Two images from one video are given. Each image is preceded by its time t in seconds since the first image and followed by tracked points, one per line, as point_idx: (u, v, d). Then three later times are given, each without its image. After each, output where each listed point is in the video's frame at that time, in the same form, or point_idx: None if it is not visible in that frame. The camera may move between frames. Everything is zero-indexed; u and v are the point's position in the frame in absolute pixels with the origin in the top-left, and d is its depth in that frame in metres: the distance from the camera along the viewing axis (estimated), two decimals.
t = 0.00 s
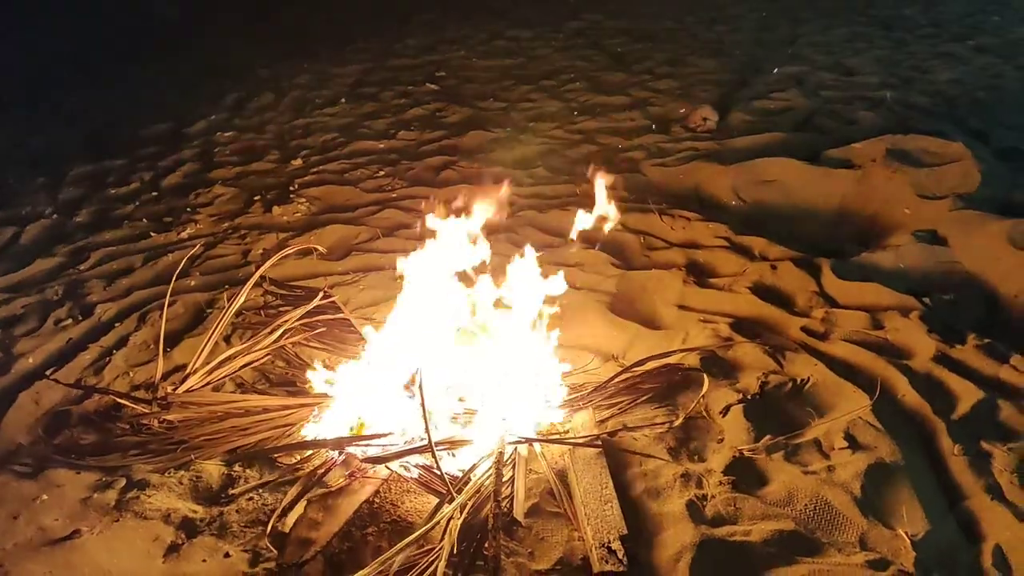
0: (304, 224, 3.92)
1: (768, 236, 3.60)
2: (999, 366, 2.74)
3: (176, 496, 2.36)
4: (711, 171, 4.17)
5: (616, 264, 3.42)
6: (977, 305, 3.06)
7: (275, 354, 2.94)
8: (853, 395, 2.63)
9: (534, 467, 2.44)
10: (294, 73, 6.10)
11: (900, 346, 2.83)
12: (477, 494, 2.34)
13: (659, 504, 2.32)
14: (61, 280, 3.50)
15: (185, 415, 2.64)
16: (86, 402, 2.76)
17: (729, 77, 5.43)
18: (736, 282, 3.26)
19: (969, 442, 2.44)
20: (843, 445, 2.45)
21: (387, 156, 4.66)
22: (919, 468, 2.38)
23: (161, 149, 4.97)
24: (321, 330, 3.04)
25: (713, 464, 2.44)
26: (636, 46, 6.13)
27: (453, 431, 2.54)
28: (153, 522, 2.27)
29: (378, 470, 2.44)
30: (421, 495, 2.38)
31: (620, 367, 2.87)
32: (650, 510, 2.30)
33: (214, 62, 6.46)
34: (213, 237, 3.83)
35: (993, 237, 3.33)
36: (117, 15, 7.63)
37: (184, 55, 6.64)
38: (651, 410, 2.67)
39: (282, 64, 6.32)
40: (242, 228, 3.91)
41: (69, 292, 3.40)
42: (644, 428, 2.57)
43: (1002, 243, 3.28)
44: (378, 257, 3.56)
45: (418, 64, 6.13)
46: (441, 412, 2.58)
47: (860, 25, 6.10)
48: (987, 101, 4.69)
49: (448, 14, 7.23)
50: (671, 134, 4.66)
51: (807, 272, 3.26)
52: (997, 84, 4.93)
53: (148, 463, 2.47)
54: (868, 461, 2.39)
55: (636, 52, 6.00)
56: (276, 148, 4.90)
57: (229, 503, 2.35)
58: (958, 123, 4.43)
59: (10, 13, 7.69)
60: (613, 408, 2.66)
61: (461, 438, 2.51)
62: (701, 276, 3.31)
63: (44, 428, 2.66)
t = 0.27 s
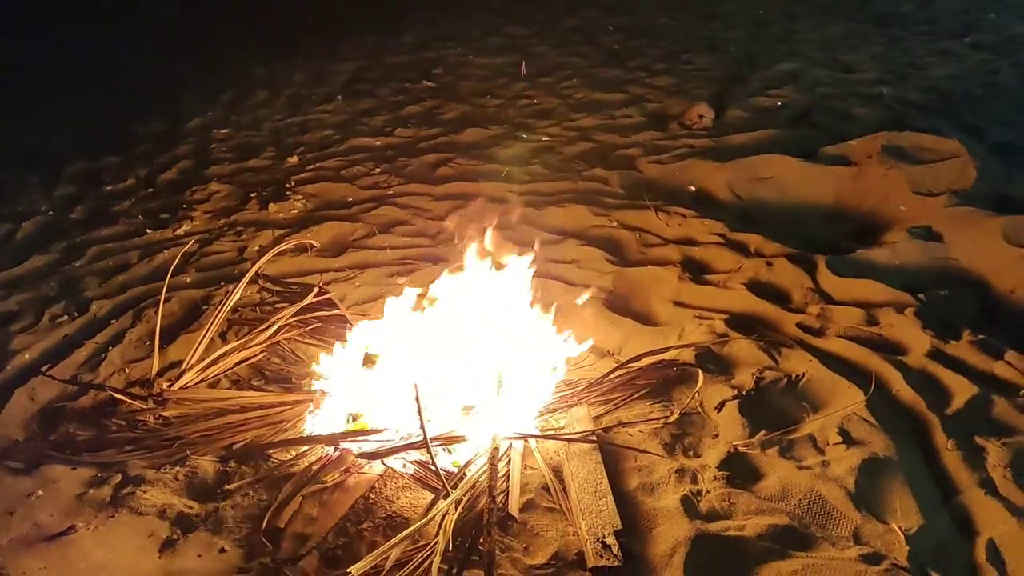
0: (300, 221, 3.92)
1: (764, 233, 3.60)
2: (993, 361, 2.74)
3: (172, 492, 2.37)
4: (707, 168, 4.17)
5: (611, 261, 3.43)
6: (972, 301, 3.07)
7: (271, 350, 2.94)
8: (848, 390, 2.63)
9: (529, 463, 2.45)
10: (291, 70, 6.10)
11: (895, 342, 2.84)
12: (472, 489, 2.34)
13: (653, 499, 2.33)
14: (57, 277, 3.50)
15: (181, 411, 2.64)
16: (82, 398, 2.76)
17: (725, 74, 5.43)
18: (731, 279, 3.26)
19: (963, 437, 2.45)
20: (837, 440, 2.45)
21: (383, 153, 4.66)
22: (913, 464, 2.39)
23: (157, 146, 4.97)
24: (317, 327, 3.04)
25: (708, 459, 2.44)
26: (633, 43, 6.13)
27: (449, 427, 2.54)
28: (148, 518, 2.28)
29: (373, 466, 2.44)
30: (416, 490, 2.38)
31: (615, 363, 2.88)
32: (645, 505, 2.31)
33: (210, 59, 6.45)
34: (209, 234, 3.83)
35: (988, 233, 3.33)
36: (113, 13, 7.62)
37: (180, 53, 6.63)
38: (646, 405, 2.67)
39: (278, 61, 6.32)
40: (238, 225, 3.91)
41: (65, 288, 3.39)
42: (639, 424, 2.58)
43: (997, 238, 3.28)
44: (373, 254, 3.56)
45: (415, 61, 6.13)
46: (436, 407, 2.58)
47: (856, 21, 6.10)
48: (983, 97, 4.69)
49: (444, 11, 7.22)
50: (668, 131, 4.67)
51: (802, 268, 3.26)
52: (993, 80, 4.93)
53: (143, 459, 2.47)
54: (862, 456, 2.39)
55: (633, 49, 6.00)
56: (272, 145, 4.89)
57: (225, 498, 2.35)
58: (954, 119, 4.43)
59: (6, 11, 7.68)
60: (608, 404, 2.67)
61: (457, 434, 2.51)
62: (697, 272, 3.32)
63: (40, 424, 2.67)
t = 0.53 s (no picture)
0: (297, 220, 3.92)
1: (761, 231, 3.61)
2: (989, 358, 2.75)
3: (169, 490, 2.37)
4: (704, 167, 4.18)
5: (608, 259, 3.43)
6: (968, 298, 3.08)
7: (268, 348, 2.94)
8: (844, 387, 2.64)
9: (525, 461, 2.45)
10: (288, 69, 6.09)
11: (891, 339, 2.85)
12: (469, 487, 2.34)
13: (650, 495, 2.33)
14: (54, 275, 3.50)
15: (179, 409, 2.64)
16: (80, 396, 2.76)
17: (723, 72, 5.43)
18: (729, 277, 3.27)
19: (959, 434, 2.46)
20: (834, 437, 2.46)
21: (380, 152, 4.65)
22: (909, 460, 2.39)
23: (154, 146, 4.96)
24: (314, 325, 3.04)
25: (706, 456, 2.45)
26: (630, 41, 6.14)
27: (446, 424, 2.55)
28: (146, 516, 2.28)
29: (370, 463, 2.45)
30: (413, 487, 2.38)
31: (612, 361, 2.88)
32: (641, 502, 2.32)
33: (207, 58, 6.44)
34: (207, 232, 3.83)
35: (984, 231, 3.35)
36: (110, 12, 7.62)
37: (177, 52, 6.63)
38: (644, 403, 2.68)
39: (275, 60, 6.32)
40: (236, 224, 3.91)
41: (62, 287, 3.39)
42: (636, 420, 2.59)
43: (993, 236, 3.30)
44: (371, 252, 3.56)
45: (412, 60, 6.13)
46: (433, 405, 2.59)
47: (853, 20, 6.11)
48: (979, 96, 4.70)
49: (442, 10, 7.22)
50: (665, 129, 4.67)
51: (799, 266, 3.27)
52: (989, 79, 4.94)
53: (141, 457, 2.47)
54: (858, 452, 2.40)
55: (630, 48, 6.01)
56: (270, 144, 4.89)
57: (223, 495, 2.35)
58: (950, 117, 4.44)
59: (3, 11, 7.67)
60: (606, 401, 2.68)
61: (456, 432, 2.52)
62: (694, 270, 3.32)
63: (37, 422, 2.67)
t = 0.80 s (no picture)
0: (294, 220, 3.92)
1: (757, 231, 3.61)
2: (985, 357, 2.75)
3: (166, 491, 2.37)
4: (701, 166, 4.18)
5: (604, 258, 3.43)
6: (964, 297, 3.08)
7: (265, 349, 2.94)
8: (839, 387, 2.64)
9: (521, 462, 2.45)
10: (285, 70, 6.09)
11: (886, 339, 2.85)
12: (465, 487, 2.34)
13: (645, 495, 2.33)
14: (50, 276, 3.49)
15: (175, 410, 2.64)
16: (76, 397, 2.76)
17: (719, 72, 5.44)
18: (725, 276, 3.27)
19: (954, 433, 2.46)
20: (829, 436, 2.46)
21: (377, 152, 4.65)
22: (904, 459, 2.40)
23: (151, 147, 4.96)
24: (311, 326, 3.04)
25: (701, 455, 2.46)
26: (627, 41, 6.14)
27: (442, 424, 2.55)
28: (142, 517, 2.28)
29: (366, 464, 2.45)
30: (409, 488, 2.39)
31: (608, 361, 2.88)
32: (637, 502, 2.32)
33: (203, 59, 6.44)
34: (204, 233, 3.82)
35: (980, 230, 3.35)
36: (107, 13, 7.61)
37: (174, 53, 6.63)
38: (640, 402, 2.68)
39: (272, 61, 6.32)
40: (232, 224, 3.91)
41: (59, 288, 3.39)
42: (632, 420, 2.59)
43: (989, 236, 3.30)
44: (367, 252, 3.56)
45: (409, 61, 6.13)
46: (429, 405, 2.59)
47: (850, 20, 6.12)
48: (975, 95, 4.71)
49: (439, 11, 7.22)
50: (661, 129, 4.67)
51: (795, 265, 3.27)
52: (985, 78, 4.95)
53: (137, 458, 2.47)
54: (853, 452, 2.40)
55: (627, 48, 6.01)
56: (266, 144, 4.89)
57: (219, 496, 2.35)
58: (946, 117, 4.45)
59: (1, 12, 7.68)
60: (603, 401, 2.69)
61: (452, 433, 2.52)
62: (690, 270, 3.33)
63: (33, 424, 2.67)
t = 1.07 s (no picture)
0: (293, 220, 3.92)
1: (756, 230, 3.61)
2: (985, 357, 2.75)
3: (165, 491, 2.37)
4: (700, 166, 4.18)
5: (604, 258, 3.43)
6: (964, 297, 3.08)
7: (265, 349, 2.94)
8: (839, 386, 2.64)
9: (521, 463, 2.45)
10: (285, 69, 6.09)
11: (886, 338, 2.85)
12: (464, 487, 2.34)
13: (645, 495, 2.33)
14: (50, 276, 3.49)
15: (174, 410, 2.65)
16: (75, 397, 2.76)
17: (719, 72, 5.44)
18: (724, 276, 3.27)
19: (954, 432, 2.46)
20: (829, 436, 2.47)
21: (377, 152, 4.65)
22: (903, 459, 2.40)
23: (150, 146, 4.96)
24: (311, 326, 3.04)
25: (701, 455, 2.46)
26: (627, 41, 6.14)
27: (441, 424, 2.55)
28: (141, 517, 2.28)
29: (366, 464, 2.45)
30: (409, 488, 2.39)
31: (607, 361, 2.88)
32: (637, 501, 2.32)
33: (203, 58, 6.44)
34: (203, 233, 3.82)
35: (979, 229, 3.35)
36: (107, 12, 7.61)
37: (174, 52, 6.62)
38: (639, 402, 2.68)
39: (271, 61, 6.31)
40: (232, 224, 3.91)
41: (58, 288, 3.39)
42: (631, 420, 2.59)
43: (988, 235, 3.30)
44: (367, 252, 3.56)
45: (409, 60, 6.13)
46: (429, 405, 2.59)
47: (850, 20, 6.11)
48: (975, 95, 4.71)
49: (438, 10, 7.22)
50: (661, 128, 4.67)
51: (794, 265, 3.27)
52: (985, 78, 4.95)
53: (137, 458, 2.47)
54: (853, 451, 2.40)
55: (626, 48, 6.01)
56: (266, 144, 4.89)
57: (218, 496, 2.36)
58: (946, 116, 4.45)
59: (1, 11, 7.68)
60: (602, 400, 2.69)
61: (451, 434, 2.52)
62: (690, 270, 3.33)
63: (33, 424, 2.67)
